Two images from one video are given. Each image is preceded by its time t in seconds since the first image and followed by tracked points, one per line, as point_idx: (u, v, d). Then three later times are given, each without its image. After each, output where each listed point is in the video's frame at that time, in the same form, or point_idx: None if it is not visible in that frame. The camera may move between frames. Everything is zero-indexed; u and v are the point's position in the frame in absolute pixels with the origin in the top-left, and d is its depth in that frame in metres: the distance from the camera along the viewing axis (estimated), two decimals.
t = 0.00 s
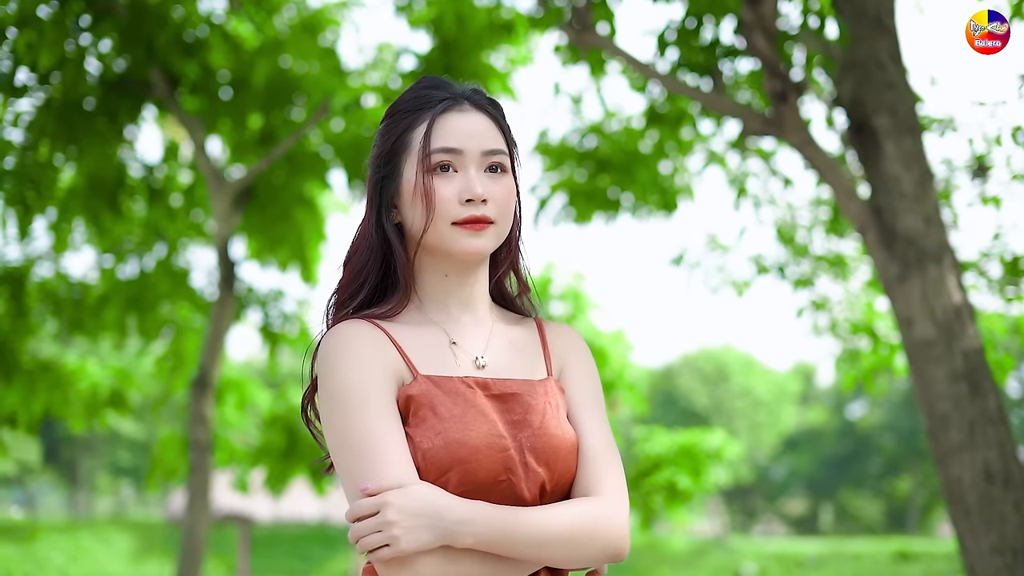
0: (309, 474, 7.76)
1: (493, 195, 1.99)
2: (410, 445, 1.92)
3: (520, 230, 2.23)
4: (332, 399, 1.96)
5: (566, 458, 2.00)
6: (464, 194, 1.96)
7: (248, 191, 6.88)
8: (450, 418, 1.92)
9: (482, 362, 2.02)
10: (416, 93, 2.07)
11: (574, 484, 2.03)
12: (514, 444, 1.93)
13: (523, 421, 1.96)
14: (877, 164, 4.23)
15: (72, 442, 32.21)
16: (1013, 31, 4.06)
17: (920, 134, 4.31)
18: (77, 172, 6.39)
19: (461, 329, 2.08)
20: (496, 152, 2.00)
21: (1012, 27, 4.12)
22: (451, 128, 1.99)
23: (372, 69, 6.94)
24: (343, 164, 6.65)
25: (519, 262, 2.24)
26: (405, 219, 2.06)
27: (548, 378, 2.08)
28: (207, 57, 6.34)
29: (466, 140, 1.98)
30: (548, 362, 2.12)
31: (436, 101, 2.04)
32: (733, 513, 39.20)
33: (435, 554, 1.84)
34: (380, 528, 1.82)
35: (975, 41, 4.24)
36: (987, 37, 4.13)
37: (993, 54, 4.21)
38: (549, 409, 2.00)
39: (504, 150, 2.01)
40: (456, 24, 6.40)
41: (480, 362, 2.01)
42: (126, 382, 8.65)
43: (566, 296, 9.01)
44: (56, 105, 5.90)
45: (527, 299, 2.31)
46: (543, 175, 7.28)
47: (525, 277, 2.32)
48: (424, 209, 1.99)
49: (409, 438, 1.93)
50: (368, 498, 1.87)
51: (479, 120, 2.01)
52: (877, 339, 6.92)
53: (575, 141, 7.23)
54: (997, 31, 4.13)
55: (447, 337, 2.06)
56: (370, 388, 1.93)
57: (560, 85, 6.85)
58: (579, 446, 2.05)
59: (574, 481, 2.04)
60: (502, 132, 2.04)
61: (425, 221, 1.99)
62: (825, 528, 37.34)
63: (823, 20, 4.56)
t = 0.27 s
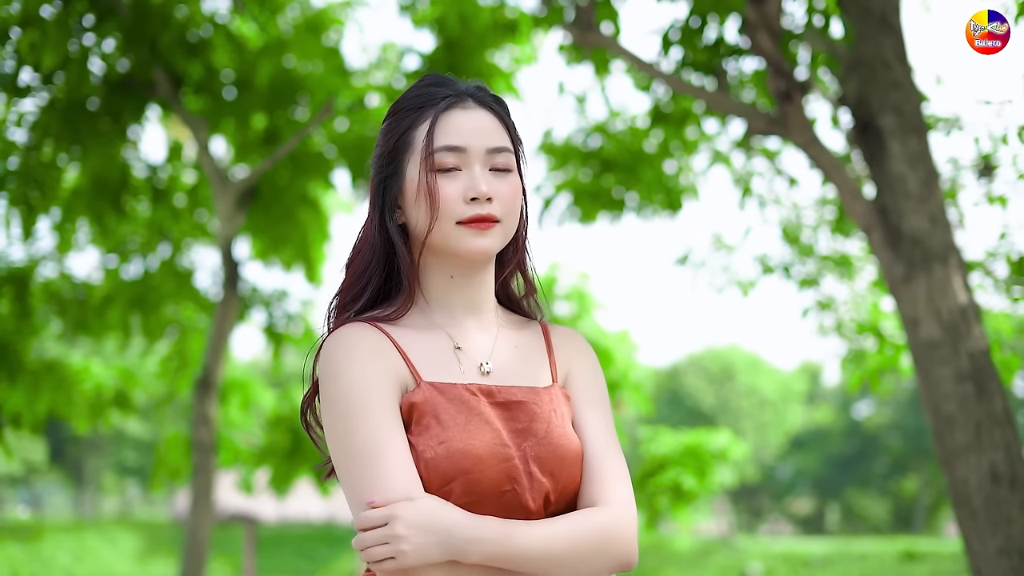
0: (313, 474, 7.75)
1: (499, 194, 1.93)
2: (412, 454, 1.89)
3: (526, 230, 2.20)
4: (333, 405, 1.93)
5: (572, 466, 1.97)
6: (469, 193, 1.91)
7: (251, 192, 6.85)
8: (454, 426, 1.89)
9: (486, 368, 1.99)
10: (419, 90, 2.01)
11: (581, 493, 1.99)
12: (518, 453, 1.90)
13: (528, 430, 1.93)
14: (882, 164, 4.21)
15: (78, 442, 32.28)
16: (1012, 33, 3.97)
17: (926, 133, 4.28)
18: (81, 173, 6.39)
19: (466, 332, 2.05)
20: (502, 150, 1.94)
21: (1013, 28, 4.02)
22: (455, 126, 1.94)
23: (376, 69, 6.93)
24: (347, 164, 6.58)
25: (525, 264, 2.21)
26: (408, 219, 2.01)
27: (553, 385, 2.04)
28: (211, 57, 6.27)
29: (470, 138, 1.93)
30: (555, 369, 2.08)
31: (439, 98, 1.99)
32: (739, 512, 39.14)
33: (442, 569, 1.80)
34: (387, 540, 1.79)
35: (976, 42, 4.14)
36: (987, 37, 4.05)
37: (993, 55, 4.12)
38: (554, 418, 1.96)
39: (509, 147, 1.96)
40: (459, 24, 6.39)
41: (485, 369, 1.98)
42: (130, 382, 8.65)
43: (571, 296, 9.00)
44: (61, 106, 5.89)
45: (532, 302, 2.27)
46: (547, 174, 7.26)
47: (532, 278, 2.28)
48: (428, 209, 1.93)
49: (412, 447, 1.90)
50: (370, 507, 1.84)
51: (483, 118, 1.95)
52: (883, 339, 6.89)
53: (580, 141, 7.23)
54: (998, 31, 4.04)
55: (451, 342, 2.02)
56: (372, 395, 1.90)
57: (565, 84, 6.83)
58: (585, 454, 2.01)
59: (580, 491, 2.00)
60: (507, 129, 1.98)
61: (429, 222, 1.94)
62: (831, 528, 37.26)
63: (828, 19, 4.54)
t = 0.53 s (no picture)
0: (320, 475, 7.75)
1: (502, 197, 1.90)
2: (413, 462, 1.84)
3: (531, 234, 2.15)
4: (332, 411, 1.88)
5: (575, 476, 1.92)
6: (471, 196, 1.88)
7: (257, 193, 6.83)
8: (456, 436, 1.84)
9: (490, 374, 1.94)
10: (421, 90, 1.98)
11: (585, 502, 1.95)
12: (521, 463, 1.85)
13: (531, 439, 1.88)
14: (890, 164, 4.17)
15: (88, 442, 32.37)
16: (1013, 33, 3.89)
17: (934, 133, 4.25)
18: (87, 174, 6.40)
19: (469, 338, 1.99)
20: (504, 151, 1.91)
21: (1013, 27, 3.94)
22: (457, 127, 1.91)
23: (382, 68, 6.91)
24: (353, 164, 6.63)
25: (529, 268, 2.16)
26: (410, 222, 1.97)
27: (556, 392, 1.99)
28: (217, 57, 6.28)
29: (472, 140, 1.89)
30: (558, 375, 2.02)
31: (441, 97, 1.95)
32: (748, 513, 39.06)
33: None
34: (400, 550, 1.74)
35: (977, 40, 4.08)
36: (987, 37, 3.98)
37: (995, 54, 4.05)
38: (558, 426, 1.91)
39: (512, 149, 1.93)
40: (466, 24, 6.38)
41: (488, 376, 1.93)
42: (137, 383, 8.66)
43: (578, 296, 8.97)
44: (67, 106, 5.88)
45: (534, 307, 2.23)
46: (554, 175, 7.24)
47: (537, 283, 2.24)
48: (430, 212, 1.90)
49: (414, 455, 1.85)
50: (374, 517, 1.80)
51: (486, 119, 1.92)
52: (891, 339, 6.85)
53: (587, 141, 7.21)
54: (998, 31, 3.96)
55: (454, 348, 1.97)
56: (373, 402, 1.85)
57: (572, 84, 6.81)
58: (589, 463, 1.96)
59: (583, 499, 1.96)
60: (510, 130, 1.95)
61: (431, 225, 1.91)
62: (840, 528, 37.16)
63: (835, 18, 4.51)
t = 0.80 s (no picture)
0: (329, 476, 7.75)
1: (502, 199, 1.86)
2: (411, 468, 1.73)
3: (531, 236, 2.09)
4: (328, 418, 1.78)
5: (579, 482, 1.82)
6: (470, 197, 1.84)
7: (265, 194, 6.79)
8: (455, 440, 1.74)
9: (490, 378, 1.85)
10: (421, 91, 1.95)
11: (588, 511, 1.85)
12: (522, 469, 1.76)
13: (534, 444, 1.78)
14: (900, 164, 4.14)
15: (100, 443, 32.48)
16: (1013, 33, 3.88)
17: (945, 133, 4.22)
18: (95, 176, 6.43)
19: (468, 343, 1.91)
20: (505, 153, 1.87)
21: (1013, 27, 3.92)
22: (456, 127, 1.87)
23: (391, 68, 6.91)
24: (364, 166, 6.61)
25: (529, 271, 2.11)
26: (408, 225, 1.93)
27: (556, 397, 1.89)
28: (226, 58, 6.26)
29: (472, 140, 1.86)
30: (558, 380, 1.93)
31: (442, 98, 1.92)
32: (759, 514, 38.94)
33: None
34: None
35: (976, 39, 4.06)
36: (987, 37, 3.95)
37: (995, 53, 4.03)
38: (559, 430, 1.82)
39: (513, 151, 1.89)
40: (474, 24, 6.37)
41: (488, 380, 1.84)
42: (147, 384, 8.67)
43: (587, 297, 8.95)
44: (77, 107, 5.89)
45: (535, 312, 2.17)
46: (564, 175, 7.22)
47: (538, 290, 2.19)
48: (428, 213, 1.85)
49: (410, 462, 1.74)
50: (372, 530, 1.68)
51: (486, 119, 1.88)
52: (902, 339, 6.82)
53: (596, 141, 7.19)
54: (998, 31, 3.94)
55: (452, 352, 1.89)
56: (369, 405, 1.75)
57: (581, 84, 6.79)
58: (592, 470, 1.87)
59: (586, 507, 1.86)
60: (511, 131, 1.92)
61: (429, 226, 1.86)
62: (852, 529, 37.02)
63: (845, 18, 4.48)
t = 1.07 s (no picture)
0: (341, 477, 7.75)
1: (502, 200, 1.85)
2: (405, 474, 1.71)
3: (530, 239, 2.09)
4: (321, 427, 1.76)
5: (580, 484, 1.80)
6: (470, 198, 1.83)
7: (277, 195, 6.77)
8: (452, 443, 1.72)
9: (489, 380, 1.84)
10: (423, 90, 1.94)
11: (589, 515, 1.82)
12: (522, 471, 1.74)
13: (533, 447, 1.76)
14: (912, 163, 4.11)
15: (114, 443, 32.60)
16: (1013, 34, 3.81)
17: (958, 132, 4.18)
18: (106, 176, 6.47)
19: (466, 345, 1.90)
20: (506, 154, 1.87)
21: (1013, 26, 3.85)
22: (457, 127, 1.86)
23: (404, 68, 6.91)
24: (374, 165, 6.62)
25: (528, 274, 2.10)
26: (406, 225, 1.92)
27: (558, 400, 1.88)
28: (237, 58, 6.22)
29: (473, 140, 1.85)
30: (560, 383, 1.93)
31: (444, 96, 1.91)
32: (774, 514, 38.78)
33: None
34: None
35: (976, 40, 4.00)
36: (987, 37, 3.90)
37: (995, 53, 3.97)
38: (560, 433, 1.80)
39: (515, 152, 1.88)
40: (486, 24, 6.36)
41: (486, 382, 1.83)
42: (160, 385, 8.70)
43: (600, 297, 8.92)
44: (88, 108, 5.94)
45: (534, 316, 2.17)
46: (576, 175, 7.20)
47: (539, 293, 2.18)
48: (427, 213, 1.85)
49: (408, 465, 1.72)
50: (366, 538, 1.65)
51: (488, 120, 1.88)
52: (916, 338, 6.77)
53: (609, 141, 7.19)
54: (998, 30, 3.88)
55: (450, 355, 1.87)
56: (362, 410, 1.73)
57: (592, 84, 6.77)
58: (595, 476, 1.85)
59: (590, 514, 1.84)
60: (513, 132, 1.91)
61: (428, 226, 1.85)
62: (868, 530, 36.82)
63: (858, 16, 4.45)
